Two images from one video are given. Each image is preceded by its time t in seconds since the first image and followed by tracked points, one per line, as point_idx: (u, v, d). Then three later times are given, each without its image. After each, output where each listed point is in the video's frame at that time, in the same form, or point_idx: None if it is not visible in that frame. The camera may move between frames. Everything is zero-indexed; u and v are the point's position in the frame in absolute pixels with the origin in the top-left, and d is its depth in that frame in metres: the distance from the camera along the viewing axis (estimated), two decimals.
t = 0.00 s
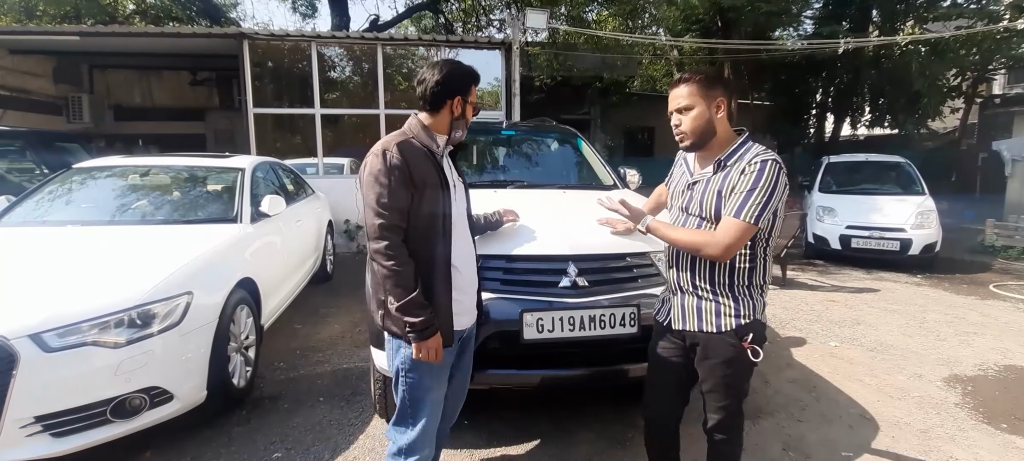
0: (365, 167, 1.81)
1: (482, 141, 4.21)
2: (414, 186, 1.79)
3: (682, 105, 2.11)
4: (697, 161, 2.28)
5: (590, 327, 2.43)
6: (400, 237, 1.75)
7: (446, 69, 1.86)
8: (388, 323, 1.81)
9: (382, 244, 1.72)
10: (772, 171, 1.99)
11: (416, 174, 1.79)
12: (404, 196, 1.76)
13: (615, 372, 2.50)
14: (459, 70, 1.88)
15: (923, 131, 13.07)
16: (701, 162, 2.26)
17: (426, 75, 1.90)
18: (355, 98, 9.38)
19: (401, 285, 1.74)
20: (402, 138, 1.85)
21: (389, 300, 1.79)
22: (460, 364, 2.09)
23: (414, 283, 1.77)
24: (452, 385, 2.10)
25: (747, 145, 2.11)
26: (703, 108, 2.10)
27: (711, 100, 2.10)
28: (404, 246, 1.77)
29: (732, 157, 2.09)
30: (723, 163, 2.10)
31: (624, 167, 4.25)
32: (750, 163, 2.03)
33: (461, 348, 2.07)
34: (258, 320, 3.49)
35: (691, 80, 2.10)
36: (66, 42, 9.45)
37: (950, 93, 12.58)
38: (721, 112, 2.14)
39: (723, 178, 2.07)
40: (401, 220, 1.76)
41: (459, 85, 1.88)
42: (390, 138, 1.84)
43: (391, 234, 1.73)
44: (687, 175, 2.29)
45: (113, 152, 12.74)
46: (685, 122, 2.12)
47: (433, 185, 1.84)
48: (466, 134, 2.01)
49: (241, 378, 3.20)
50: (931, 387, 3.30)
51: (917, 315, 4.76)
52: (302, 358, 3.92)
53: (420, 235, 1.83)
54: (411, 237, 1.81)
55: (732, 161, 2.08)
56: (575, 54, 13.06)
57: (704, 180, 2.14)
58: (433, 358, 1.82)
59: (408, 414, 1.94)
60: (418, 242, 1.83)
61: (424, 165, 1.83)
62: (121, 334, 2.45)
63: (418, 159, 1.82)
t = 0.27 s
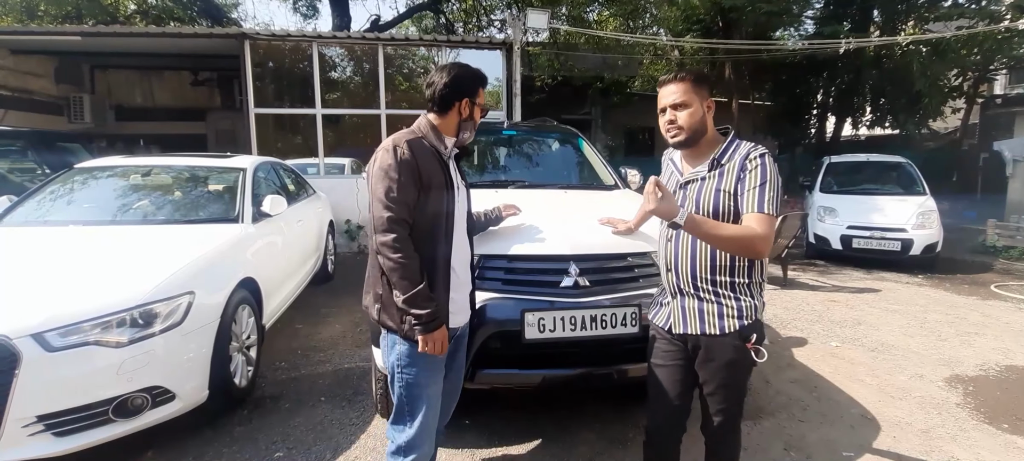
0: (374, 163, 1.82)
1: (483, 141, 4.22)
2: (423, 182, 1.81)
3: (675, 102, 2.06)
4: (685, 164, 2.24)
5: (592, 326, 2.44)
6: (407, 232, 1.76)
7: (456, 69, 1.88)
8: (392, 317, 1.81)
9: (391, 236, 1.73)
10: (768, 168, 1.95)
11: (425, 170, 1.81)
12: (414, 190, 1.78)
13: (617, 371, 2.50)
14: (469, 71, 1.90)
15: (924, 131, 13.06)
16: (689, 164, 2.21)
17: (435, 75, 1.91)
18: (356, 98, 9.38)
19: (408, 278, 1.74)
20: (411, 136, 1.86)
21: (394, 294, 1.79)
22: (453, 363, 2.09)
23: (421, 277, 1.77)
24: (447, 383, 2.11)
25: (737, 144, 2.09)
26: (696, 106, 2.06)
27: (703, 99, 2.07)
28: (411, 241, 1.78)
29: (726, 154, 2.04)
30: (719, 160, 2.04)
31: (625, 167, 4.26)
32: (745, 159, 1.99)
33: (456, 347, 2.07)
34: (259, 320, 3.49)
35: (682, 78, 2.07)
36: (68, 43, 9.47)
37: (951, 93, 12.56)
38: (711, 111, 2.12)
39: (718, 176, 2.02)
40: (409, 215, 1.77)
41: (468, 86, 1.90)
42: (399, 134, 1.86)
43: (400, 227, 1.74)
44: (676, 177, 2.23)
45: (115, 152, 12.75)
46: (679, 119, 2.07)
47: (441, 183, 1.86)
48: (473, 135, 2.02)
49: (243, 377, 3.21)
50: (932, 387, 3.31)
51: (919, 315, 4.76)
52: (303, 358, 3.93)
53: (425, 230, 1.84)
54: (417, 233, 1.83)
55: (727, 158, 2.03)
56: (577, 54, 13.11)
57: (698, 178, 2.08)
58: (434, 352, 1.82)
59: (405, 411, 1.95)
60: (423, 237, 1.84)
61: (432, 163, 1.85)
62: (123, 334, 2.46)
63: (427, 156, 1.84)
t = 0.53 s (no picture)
0: (373, 162, 1.83)
1: (485, 141, 4.22)
2: (421, 180, 1.82)
3: (665, 101, 2.02)
4: (672, 164, 2.16)
5: (593, 326, 2.44)
6: (406, 230, 1.77)
7: (453, 68, 1.90)
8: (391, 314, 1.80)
9: (390, 233, 1.73)
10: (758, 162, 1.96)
11: (423, 169, 1.82)
12: (411, 187, 1.78)
13: (618, 371, 2.50)
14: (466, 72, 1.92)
15: (925, 132, 13.04)
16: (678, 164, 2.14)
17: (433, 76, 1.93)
18: (357, 98, 9.38)
19: (406, 274, 1.73)
20: (411, 136, 1.88)
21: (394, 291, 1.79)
22: (451, 362, 2.09)
23: (420, 273, 1.76)
24: (445, 382, 2.11)
25: (727, 143, 2.05)
26: (686, 105, 2.02)
27: (692, 99, 2.04)
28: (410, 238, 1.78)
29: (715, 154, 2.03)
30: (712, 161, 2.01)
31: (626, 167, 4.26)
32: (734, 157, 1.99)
33: (455, 347, 2.07)
34: (260, 320, 3.49)
35: (672, 78, 2.02)
36: (70, 43, 9.48)
37: (953, 93, 12.54)
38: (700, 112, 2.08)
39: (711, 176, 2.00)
40: (408, 212, 1.77)
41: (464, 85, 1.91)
42: (399, 134, 1.87)
43: (399, 224, 1.74)
44: (665, 180, 2.17)
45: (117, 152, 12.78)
46: (670, 119, 2.03)
47: (438, 182, 1.87)
48: (473, 134, 1.99)
49: (245, 377, 3.21)
50: (934, 387, 3.31)
51: (920, 315, 4.76)
52: (305, 357, 3.93)
53: (424, 228, 1.84)
54: (416, 231, 1.83)
55: (719, 159, 2.01)
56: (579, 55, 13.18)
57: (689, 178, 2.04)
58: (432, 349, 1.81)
59: (400, 408, 1.96)
60: (421, 236, 1.85)
61: (430, 163, 1.86)
62: (126, 333, 2.47)
63: (426, 155, 1.84)
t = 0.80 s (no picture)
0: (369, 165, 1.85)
1: (485, 141, 4.22)
2: (414, 183, 1.82)
3: (656, 107, 2.03)
4: (666, 170, 2.15)
5: (593, 327, 2.44)
6: (399, 233, 1.78)
7: (446, 68, 1.91)
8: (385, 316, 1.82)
9: (381, 237, 1.75)
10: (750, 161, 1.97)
11: (416, 172, 1.82)
12: (404, 191, 1.79)
13: (619, 371, 2.51)
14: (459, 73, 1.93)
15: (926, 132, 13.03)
16: (672, 170, 2.12)
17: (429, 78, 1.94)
18: (358, 98, 9.39)
19: (396, 278, 1.75)
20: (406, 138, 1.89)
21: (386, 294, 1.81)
22: (452, 362, 2.09)
23: (411, 276, 1.78)
24: (446, 382, 2.12)
25: (718, 146, 2.07)
26: (677, 110, 2.04)
27: (682, 104, 2.05)
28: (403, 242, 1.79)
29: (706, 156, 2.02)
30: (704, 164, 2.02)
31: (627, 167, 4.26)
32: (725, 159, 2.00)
33: (456, 347, 2.07)
34: (262, 320, 3.50)
35: (662, 83, 2.04)
36: (71, 43, 9.50)
37: (954, 94, 12.52)
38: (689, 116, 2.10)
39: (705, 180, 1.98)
40: (401, 216, 1.78)
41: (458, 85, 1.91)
42: (395, 137, 1.88)
43: (390, 228, 1.75)
44: (659, 185, 2.14)
45: (118, 152, 12.80)
46: (662, 124, 2.04)
47: (433, 184, 1.87)
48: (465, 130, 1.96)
49: (246, 377, 3.22)
50: (935, 388, 3.30)
51: (921, 316, 4.75)
52: (306, 358, 3.94)
53: (419, 230, 1.85)
54: (410, 234, 1.84)
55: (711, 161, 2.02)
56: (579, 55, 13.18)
57: (683, 183, 2.02)
58: (423, 352, 1.82)
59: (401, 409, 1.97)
60: (417, 238, 1.85)
61: (425, 165, 1.86)
62: (128, 333, 2.48)
63: (419, 158, 1.85)
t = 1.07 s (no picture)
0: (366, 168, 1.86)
1: (486, 141, 4.23)
2: (410, 184, 1.83)
3: (656, 102, 2.05)
4: (667, 165, 2.16)
5: (595, 327, 2.45)
6: (395, 235, 1.78)
7: (441, 68, 1.93)
8: (383, 318, 1.83)
9: (377, 239, 1.76)
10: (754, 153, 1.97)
11: (411, 173, 1.83)
12: (400, 192, 1.80)
13: (620, 372, 2.51)
14: (454, 73, 1.94)
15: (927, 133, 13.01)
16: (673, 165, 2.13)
17: (424, 78, 1.97)
18: (359, 98, 9.40)
19: (392, 280, 1.76)
20: (403, 140, 1.89)
21: (382, 296, 1.82)
22: (453, 362, 2.09)
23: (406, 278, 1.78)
24: (447, 383, 2.12)
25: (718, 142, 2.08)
26: (678, 105, 2.05)
27: (683, 101, 2.07)
28: (399, 243, 1.80)
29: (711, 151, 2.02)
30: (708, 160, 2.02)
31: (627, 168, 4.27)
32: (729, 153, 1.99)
33: (457, 347, 2.07)
34: (263, 320, 3.51)
35: (663, 80, 2.06)
36: (72, 44, 9.51)
37: (955, 94, 12.50)
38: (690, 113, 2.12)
39: (710, 176, 1.97)
40: (396, 217, 1.79)
41: (453, 83, 1.92)
42: (391, 140, 1.89)
43: (385, 230, 1.76)
44: (661, 181, 2.14)
45: (119, 153, 12.82)
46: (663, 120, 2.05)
47: (429, 184, 1.86)
48: (457, 130, 1.97)
49: (248, 377, 3.23)
50: (937, 389, 3.30)
51: (923, 316, 4.75)
52: (307, 358, 3.94)
53: (416, 231, 1.85)
54: (407, 236, 1.84)
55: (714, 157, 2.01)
56: (580, 56, 13.16)
57: (687, 178, 2.01)
58: (421, 353, 1.82)
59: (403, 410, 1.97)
60: (414, 239, 1.86)
61: (420, 166, 1.86)
62: (130, 333, 2.49)
63: (416, 159, 1.85)
